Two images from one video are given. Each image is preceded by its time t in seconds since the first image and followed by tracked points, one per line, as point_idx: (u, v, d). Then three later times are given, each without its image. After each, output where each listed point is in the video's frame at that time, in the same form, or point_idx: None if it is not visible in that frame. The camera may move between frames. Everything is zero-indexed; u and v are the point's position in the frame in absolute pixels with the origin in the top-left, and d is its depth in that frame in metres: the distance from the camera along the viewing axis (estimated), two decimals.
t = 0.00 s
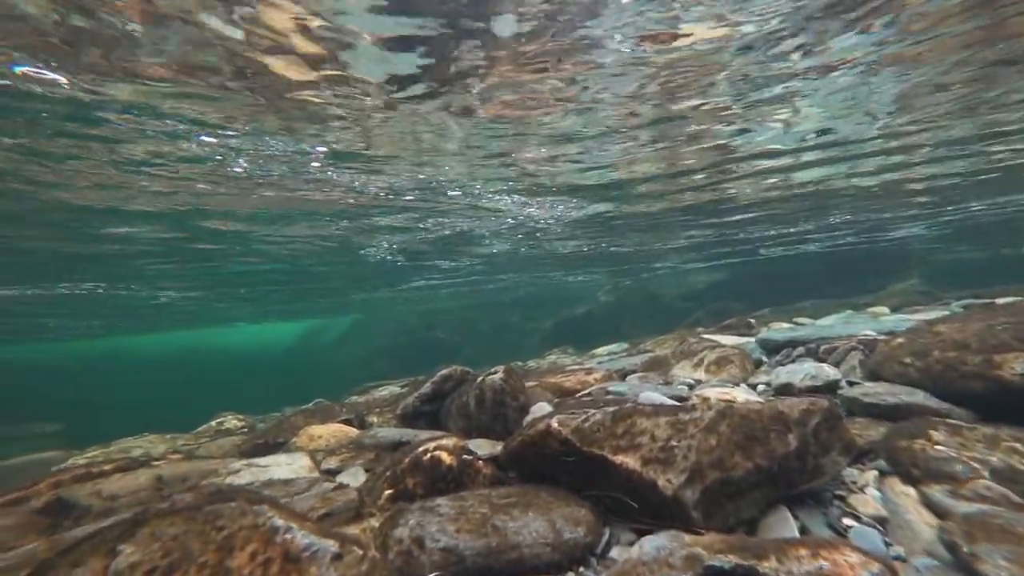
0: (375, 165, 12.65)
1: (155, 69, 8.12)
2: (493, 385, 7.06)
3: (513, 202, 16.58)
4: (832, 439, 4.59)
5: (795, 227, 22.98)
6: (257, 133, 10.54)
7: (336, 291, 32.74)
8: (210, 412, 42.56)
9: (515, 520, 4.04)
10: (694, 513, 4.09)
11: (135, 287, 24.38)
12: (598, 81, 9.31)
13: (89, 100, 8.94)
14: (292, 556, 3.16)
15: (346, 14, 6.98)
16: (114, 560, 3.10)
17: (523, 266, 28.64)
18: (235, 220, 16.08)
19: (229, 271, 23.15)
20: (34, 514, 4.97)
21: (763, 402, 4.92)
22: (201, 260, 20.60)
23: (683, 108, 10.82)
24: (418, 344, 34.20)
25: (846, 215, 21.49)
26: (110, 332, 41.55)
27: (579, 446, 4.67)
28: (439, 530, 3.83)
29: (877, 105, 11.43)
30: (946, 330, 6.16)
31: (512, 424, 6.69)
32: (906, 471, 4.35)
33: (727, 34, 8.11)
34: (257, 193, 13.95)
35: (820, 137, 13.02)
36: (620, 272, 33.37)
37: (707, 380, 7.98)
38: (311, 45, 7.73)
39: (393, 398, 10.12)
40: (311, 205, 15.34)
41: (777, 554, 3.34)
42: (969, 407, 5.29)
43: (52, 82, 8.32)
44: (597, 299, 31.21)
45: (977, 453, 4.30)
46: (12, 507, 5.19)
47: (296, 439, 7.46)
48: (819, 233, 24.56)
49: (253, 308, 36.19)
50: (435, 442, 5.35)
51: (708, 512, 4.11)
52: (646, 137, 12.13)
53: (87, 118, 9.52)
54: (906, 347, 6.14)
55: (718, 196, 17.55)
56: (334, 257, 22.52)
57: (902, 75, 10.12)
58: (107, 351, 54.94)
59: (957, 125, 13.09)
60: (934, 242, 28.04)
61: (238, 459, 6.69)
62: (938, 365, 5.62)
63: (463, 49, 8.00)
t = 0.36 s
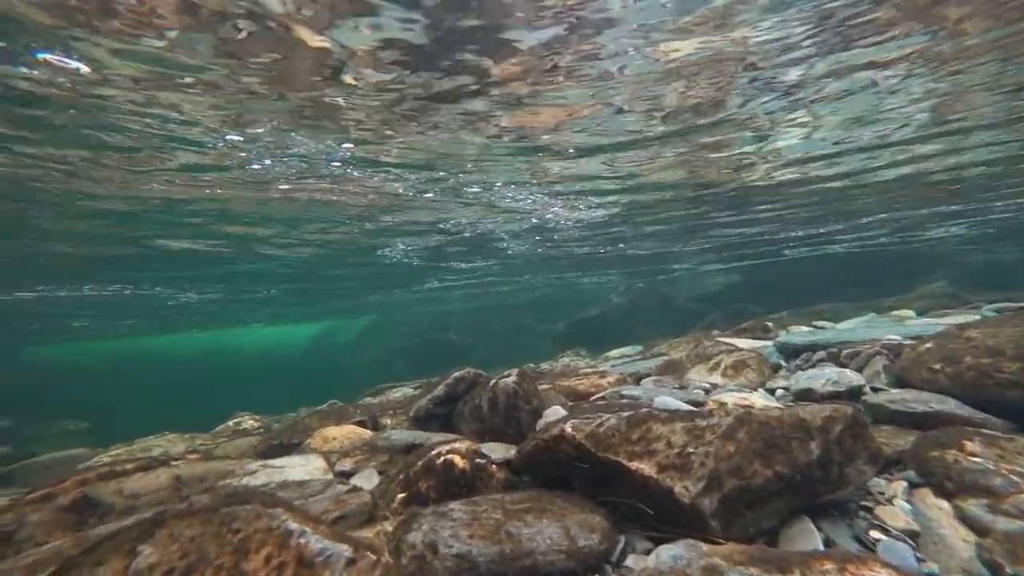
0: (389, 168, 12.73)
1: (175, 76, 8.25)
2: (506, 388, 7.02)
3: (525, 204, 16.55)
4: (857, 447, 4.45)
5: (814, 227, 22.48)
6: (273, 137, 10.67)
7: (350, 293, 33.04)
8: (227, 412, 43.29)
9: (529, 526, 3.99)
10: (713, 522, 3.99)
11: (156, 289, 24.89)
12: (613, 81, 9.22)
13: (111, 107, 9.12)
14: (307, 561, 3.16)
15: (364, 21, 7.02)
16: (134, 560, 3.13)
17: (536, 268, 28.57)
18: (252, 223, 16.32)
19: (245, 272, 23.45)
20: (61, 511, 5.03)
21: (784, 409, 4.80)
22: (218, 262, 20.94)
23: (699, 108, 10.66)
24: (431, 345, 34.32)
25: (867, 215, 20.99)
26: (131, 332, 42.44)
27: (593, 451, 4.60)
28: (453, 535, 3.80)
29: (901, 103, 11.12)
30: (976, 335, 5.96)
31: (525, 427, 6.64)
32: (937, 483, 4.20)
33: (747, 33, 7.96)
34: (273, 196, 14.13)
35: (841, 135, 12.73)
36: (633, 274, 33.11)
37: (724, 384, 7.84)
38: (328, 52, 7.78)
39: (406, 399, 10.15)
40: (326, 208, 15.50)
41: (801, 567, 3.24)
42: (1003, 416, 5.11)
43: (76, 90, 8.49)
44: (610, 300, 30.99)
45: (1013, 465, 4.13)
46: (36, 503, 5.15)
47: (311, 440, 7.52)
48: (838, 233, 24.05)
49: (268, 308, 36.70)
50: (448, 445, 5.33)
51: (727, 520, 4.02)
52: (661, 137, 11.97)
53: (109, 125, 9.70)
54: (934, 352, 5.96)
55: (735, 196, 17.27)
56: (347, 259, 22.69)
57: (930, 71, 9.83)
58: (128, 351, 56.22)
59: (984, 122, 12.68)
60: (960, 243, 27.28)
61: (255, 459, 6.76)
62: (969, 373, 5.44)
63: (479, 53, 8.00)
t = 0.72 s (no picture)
0: (407, 171, 12.82)
1: (201, 81, 8.42)
2: (523, 392, 6.98)
3: (542, 206, 16.49)
4: (892, 459, 4.27)
5: (839, 228, 21.89)
6: (294, 141, 10.84)
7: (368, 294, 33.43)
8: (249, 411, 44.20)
9: (548, 533, 3.94)
10: (737, 533, 3.88)
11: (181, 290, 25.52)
12: (631, 84, 9.13)
13: (138, 112, 9.33)
14: (326, 565, 3.16)
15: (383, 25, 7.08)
16: (161, 558, 3.17)
17: (553, 269, 28.47)
18: (273, 226, 16.60)
19: (267, 274, 23.88)
20: (94, 505, 5.00)
21: (811, 417, 4.65)
22: (241, 264, 21.36)
23: (719, 110, 10.45)
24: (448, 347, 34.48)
25: (896, 214, 20.33)
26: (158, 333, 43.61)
27: (611, 457, 4.52)
28: (471, 541, 3.76)
29: (934, 102, 10.70)
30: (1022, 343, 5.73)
31: (543, 432, 6.59)
32: (981, 500, 4.01)
33: (772, 32, 7.77)
34: (294, 200, 14.35)
35: (869, 134, 12.33)
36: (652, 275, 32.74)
37: (746, 390, 7.65)
38: (348, 56, 7.89)
39: (423, 402, 10.19)
40: (345, 212, 15.68)
41: None
42: None
43: (106, 96, 8.72)
44: (628, 303, 30.71)
45: None
46: (71, 496, 5.03)
47: (330, 441, 7.59)
48: (866, 234, 23.38)
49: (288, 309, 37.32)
50: (465, 449, 5.29)
51: (751, 532, 3.90)
52: (680, 139, 11.82)
53: (136, 129, 9.95)
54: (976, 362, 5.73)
55: (756, 197, 16.95)
56: (365, 261, 22.90)
57: (964, 71, 9.50)
58: (154, 351, 57.75)
59: None
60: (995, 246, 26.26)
61: (275, 460, 6.84)
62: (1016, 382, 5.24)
63: (497, 56, 8.01)
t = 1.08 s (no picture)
0: (422, 172, 12.90)
1: (222, 84, 8.57)
2: (539, 393, 6.94)
3: (557, 206, 16.43)
4: (925, 466, 4.12)
5: (863, 226, 21.33)
6: (312, 144, 11.01)
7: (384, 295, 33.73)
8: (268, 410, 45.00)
9: (564, 535, 3.91)
10: (759, 539, 3.79)
11: (202, 290, 26.05)
12: (648, 84, 9.04)
13: (161, 114, 9.53)
14: (343, 564, 3.18)
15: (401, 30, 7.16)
16: (184, 553, 3.24)
17: (568, 269, 28.37)
18: (291, 228, 16.86)
19: (285, 274, 24.25)
20: (121, 499, 5.14)
21: (836, 420, 4.53)
22: (260, 265, 21.73)
23: (738, 109, 10.27)
24: (463, 347, 34.61)
25: (923, 212, 19.75)
26: (180, 333, 44.66)
27: (628, 459, 4.46)
28: (487, 542, 3.75)
29: (963, 95, 10.35)
30: None
31: (558, 433, 6.55)
32: None
33: (792, 31, 7.63)
34: (312, 202, 14.56)
35: (895, 131, 12.00)
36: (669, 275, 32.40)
37: (766, 393, 7.50)
38: (365, 61, 7.98)
39: (438, 402, 10.23)
40: (361, 213, 15.85)
41: None
42: None
43: (131, 99, 8.93)
44: (643, 304, 30.42)
45: None
46: (102, 488, 5.22)
47: (347, 440, 7.67)
48: (891, 232, 22.78)
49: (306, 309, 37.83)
50: (480, 449, 5.28)
51: (774, 539, 3.81)
52: (696, 139, 11.67)
53: (159, 131, 10.16)
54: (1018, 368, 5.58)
55: (776, 196, 16.63)
56: (381, 261, 23.12)
57: (995, 65, 9.20)
58: (177, 351, 59.13)
59: None
60: None
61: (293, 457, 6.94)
62: None
63: (513, 58, 8.02)
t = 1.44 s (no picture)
0: (437, 174, 12.99)
1: (240, 97, 8.66)
2: (555, 392, 6.92)
3: (572, 205, 16.39)
4: (958, 471, 3.98)
5: (888, 223, 20.73)
6: (330, 151, 11.16)
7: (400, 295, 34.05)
8: (287, 409, 45.86)
9: (581, 534, 3.89)
10: (781, 540, 3.72)
11: (223, 289, 26.64)
12: (665, 80, 8.91)
13: (181, 126, 9.68)
14: (361, 557, 3.22)
15: (418, 35, 7.16)
16: (209, 544, 3.30)
17: (583, 269, 28.30)
18: (309, 229, 17.16)
19: (303, 274, 24.66)
20: (149, 490, 5.27)
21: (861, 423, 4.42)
22: (278, 266, 22.12)
23: (758, 103, 10.06)
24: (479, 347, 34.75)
25: (950, 208, 19.18)
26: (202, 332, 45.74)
27: (646, 458, 4.41)
28: (504, 539, 3.75)
29: (995, 86, 10.01)
30: None
31: (574, 433, 6.52)
32: None
33: (815, 25, 7.48)
34: (329, 204, 14.78)
35: (921, 124, 11.67)
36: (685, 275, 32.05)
37: (787, 393, 7.35)
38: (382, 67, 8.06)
39: (453, 402, 10.28)
40: (377, 214, 16.04)
41: None
42: None
43: (155, 114, 9.15)
44: (659, 304, 30.11)
45: None
46: (133, 480, 5.35)
47: (364, 438, 7.75)
48: (916, 229, 22.18)
49: (323, 309, 38.39)
50: (497, 447, 5.28)
51: (796, 542, 3.73)
52: (713, 135, 11.52)
53: (179, 143, 10.34)
54: None
55: (796, 192, 16.34)
56: (396, 261, 23.36)
57: None
58: (199, 351, 60.58)
59: None
60: None
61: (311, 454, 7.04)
62: None
63: (528, 59, 7.97)
